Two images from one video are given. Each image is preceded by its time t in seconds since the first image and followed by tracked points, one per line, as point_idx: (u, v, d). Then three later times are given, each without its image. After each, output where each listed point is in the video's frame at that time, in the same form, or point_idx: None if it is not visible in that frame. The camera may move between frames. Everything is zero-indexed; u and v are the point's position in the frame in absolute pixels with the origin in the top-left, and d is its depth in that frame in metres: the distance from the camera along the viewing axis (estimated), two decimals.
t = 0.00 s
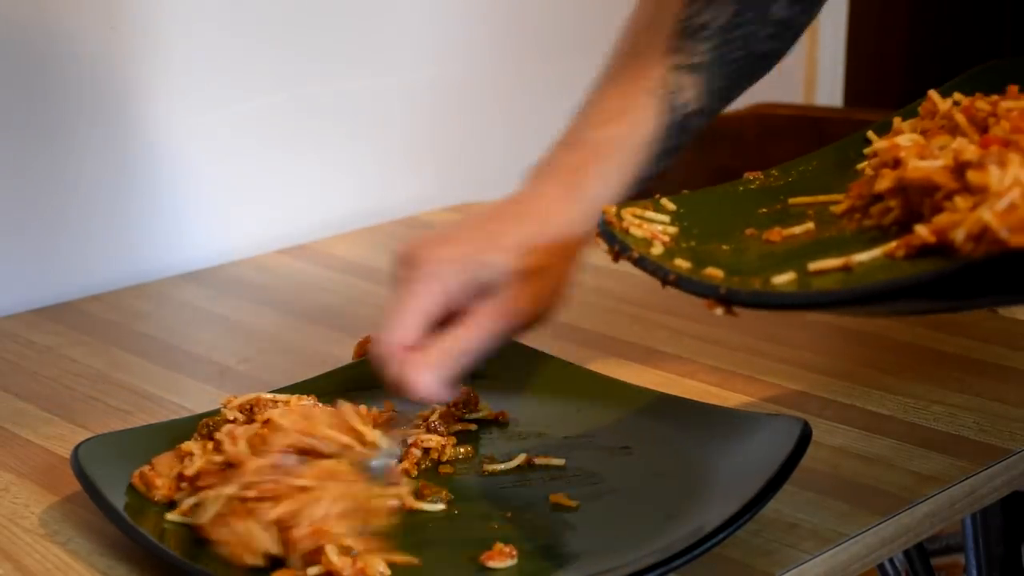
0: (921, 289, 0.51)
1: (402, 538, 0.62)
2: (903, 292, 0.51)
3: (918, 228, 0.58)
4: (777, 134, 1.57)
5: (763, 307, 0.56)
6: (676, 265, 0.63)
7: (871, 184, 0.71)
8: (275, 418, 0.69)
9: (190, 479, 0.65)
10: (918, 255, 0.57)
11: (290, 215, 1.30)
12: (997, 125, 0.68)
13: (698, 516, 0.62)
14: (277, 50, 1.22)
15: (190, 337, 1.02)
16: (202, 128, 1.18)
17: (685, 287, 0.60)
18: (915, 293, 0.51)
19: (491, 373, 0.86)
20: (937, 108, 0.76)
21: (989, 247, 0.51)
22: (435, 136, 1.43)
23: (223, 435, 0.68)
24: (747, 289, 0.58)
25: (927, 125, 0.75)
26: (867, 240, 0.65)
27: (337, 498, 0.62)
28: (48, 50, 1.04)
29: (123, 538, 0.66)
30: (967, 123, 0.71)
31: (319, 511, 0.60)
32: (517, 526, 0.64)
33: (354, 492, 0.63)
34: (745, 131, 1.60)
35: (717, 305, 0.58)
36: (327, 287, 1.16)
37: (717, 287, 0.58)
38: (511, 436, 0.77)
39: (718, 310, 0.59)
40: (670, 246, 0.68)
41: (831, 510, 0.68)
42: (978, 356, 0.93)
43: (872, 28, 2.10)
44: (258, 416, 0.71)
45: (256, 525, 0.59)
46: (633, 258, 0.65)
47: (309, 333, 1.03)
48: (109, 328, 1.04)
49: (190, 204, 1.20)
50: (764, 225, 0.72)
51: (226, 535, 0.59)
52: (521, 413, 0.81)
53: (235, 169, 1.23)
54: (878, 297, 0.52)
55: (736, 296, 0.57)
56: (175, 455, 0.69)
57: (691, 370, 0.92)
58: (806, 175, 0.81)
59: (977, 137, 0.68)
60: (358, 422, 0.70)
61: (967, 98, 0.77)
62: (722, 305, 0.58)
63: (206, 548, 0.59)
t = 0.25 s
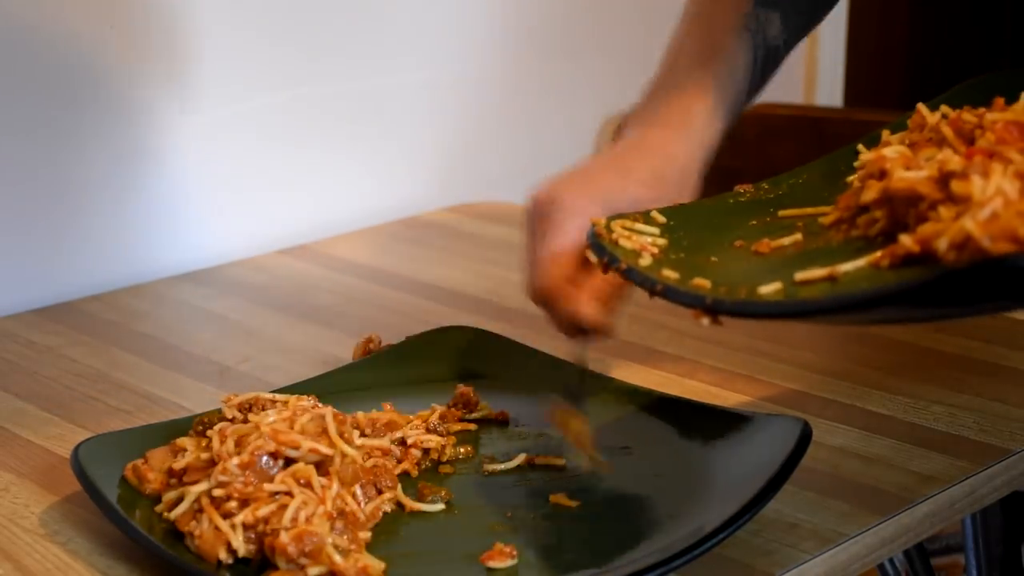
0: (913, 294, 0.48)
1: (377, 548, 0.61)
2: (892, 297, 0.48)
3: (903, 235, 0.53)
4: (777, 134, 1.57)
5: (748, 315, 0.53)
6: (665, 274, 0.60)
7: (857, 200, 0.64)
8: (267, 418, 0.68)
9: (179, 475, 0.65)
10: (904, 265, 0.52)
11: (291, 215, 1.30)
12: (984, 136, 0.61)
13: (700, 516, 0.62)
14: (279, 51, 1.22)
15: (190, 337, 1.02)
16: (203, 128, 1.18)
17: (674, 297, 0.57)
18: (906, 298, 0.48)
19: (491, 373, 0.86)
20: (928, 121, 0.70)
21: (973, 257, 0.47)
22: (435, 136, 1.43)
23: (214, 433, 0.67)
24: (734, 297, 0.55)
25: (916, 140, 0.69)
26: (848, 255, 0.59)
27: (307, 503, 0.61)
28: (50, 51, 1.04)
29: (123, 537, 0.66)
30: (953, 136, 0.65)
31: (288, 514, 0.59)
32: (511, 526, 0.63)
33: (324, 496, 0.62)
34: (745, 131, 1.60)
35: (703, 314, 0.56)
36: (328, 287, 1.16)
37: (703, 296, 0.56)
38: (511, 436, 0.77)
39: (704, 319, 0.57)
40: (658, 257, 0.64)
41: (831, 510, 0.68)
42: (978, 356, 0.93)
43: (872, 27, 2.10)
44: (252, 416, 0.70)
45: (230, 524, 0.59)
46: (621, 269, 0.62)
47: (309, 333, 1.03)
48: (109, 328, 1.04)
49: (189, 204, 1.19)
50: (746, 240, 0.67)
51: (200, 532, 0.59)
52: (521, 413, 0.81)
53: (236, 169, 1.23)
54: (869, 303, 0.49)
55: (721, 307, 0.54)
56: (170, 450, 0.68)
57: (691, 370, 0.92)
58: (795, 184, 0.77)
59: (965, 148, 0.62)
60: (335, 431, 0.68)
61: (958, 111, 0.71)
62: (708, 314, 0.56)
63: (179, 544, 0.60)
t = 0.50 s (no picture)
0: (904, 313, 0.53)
1: (377, 548, 0.61)
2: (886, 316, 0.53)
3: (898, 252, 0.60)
4: (777, 134, 1.57)
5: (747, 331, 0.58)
6: (663, 292, 0.66)
7: (855, 209, 0.71)
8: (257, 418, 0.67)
9: (173, 474, 0.65)
10: (899, 279, 0.59)
11: (291, 215, 1.30)
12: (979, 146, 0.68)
13: (704, 515, 0.62)
14: (279, 51, 1.22)
15: (190, 337, 1.02)
16: (203, 128, 1.18)
17: (671, 314, 0.63)
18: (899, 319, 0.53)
19: (490, 373, 0.86)
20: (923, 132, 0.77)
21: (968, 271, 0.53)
22: (436, 136, 1.43)
23: (207, 433, 0.67)
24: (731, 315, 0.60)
25: (912, 150, 0.75)
26: (848, 265, 0.66)
27: (307, 503, 0.61)
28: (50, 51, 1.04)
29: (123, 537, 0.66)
30: (949, 147, 0.71)
31: (289, 514, 0.59)
32: (507, 527, 0.63)
33: (323, 497, 0.62)
34: (745, 131, 1.60)
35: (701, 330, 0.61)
36: (328, 287, 1.16)
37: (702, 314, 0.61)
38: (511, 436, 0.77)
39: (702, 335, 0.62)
40: (657, 272, 0.71)
41: (831, 510, 0.68)
42: (978, 356, 0.93)
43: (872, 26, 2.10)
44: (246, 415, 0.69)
45: (229, 525, 0.59)
46: (620, 285, 0.68)
47: (309, 333, 1.03)
48: (109, 328, 1.04)
49: (189, 204, 1.19)
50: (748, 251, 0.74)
51: (199, 533, 0.59)
52: (520, 413, 0.81)
53: (236, 170, 1.23)
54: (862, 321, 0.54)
55: (719, 324, 0.60)
56: (166, 448, 0.69)
57: (691, 370, 0.92)
58: (794, 194, 0.83)
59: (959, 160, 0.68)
60: (324, 429, 0.67)
61: (952, 122, 0.78)
62: (707, 331, 0.61)
63: (179, 543, 0.60)
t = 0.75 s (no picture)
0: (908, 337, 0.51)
1: (378, 548, 0.61)
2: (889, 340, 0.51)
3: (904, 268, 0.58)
4: (777, 134, 1.57)
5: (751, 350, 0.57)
6: (669, 305, 0.64)
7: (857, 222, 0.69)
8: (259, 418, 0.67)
9: (174, 475, 0.65)
10: (905, 297, 0.57)
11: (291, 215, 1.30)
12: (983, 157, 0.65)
13: (705, 515, 0.62)
14: (280, 51, 1.23)
15: (190, 337, 1.02)
16: (204, 128, 1.18)
17: (677, 329, 0.60)
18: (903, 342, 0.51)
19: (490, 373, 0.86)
20: (924, 139, 0.75)
21: (975, 292, 0.51)
22: (437, 136, 1.44)
23: (207, 433, 0.67)
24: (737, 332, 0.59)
25: (914, 159, 0.73)
26: (851, 281, 0.64)
27: (308, 503, 0.61)
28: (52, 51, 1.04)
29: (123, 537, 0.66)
30: (952, 159, 0.69)
31: (289, 515, 0.59)
32: (507, 528, 0.63)
33: (324, 496, 0.62)
34: (746, 131, 1.60)
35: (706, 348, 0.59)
36: (328, 287, 1.16)
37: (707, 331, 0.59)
38: (512, 436, 0.77)
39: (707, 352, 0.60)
40: (660, 284, 0.68)
41: (831, 510, 0.68)
42: (978, 356, 0.93)
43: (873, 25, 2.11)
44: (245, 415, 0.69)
45: (230, 525, 0.59)
46: (623, 298, 0.65)
47: (310, 333, 1.03)
48: (109, 329, 1.04)
49: (190, 204, 1.20)
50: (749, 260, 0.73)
51: (199, 533, 0.59)
52: (521, 413, 0.81)
53: (236, 170, 1.23)
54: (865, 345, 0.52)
55: (725, 341, 0.58)
56: (166, 448, 0.68)
57: (691, 370, 0.92)
58: (796, 202, 0.81)
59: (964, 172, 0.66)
60: (328, 431, 0.68)
61: (955, 128, 0.75)
62: (712, 349, 0.59)
63: (179, 543, 0.60)
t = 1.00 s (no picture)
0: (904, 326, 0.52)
1: (378, 548, 0.61)
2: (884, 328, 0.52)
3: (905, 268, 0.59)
4: (777, 135, 1.57)
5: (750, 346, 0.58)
6: (673, 311, 0.66)
7: (864, 229, 0.70)
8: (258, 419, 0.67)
9: (172, 475, 0.65)
10: (906, 295, 0.58)
11: (291, 215, 1.30)
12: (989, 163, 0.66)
13: (703, 515, 0.62)
14: (280, 51, 1.23)
15: (190, 337, 1.02)
16: (204, 128, 1.18)
17: (679, 331, 0.62)
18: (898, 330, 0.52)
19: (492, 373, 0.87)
20: (936, 152, 0.76)
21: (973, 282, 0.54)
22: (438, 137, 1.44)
23: (205, 434, 0.67)
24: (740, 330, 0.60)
25: (926, 170, 0.74)
26: (856, 284, 0.65)
27: (308, 503, 0.60)
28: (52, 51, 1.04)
29: (123, 537, 0.66)
30: (961, 165, 0.70)
31: (290, 515, 0.59)
32: (506, 528, 0.63)
33: (325, 496, 0.61)
34: (746, 131, 1.60)
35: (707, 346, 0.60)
36: (328, 287, 1.16)
37: (708, 331, 0.60)
38: (512, 437, 0.77)
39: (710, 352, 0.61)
40: (667, 294, 0.71)
41: (832, 510, 0.68)
42: (978, 356, 0.93)
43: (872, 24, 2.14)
44: (241, 415, 0.69)
45: (230, 526, 0.59)
46: (631, 304, 0.68)
47: (310, 333, 1.03)
48: (109, 328, 1.04)
49: (189, 203, 1.20)
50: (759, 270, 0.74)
51: (199, 533, 0.59)
52: (522, 413, 0.81)
53: (236, 170, 1.23)
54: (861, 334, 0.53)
55: (725, 339, 0.59)
56: (162, 447, 0.68)
57: (691, 369, 0.92)
58: (807, 215, 0.82)
59: (970, 177, 0.67)
60: (329, 431, 0.66)
61: (966, 142, 0.76)
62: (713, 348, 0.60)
63: (179, 543, 0.60)
